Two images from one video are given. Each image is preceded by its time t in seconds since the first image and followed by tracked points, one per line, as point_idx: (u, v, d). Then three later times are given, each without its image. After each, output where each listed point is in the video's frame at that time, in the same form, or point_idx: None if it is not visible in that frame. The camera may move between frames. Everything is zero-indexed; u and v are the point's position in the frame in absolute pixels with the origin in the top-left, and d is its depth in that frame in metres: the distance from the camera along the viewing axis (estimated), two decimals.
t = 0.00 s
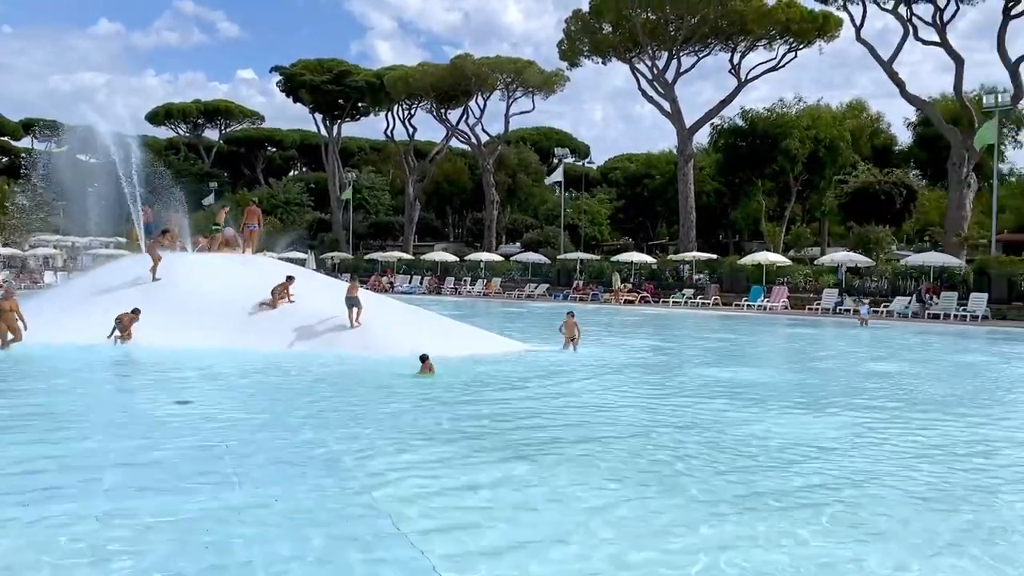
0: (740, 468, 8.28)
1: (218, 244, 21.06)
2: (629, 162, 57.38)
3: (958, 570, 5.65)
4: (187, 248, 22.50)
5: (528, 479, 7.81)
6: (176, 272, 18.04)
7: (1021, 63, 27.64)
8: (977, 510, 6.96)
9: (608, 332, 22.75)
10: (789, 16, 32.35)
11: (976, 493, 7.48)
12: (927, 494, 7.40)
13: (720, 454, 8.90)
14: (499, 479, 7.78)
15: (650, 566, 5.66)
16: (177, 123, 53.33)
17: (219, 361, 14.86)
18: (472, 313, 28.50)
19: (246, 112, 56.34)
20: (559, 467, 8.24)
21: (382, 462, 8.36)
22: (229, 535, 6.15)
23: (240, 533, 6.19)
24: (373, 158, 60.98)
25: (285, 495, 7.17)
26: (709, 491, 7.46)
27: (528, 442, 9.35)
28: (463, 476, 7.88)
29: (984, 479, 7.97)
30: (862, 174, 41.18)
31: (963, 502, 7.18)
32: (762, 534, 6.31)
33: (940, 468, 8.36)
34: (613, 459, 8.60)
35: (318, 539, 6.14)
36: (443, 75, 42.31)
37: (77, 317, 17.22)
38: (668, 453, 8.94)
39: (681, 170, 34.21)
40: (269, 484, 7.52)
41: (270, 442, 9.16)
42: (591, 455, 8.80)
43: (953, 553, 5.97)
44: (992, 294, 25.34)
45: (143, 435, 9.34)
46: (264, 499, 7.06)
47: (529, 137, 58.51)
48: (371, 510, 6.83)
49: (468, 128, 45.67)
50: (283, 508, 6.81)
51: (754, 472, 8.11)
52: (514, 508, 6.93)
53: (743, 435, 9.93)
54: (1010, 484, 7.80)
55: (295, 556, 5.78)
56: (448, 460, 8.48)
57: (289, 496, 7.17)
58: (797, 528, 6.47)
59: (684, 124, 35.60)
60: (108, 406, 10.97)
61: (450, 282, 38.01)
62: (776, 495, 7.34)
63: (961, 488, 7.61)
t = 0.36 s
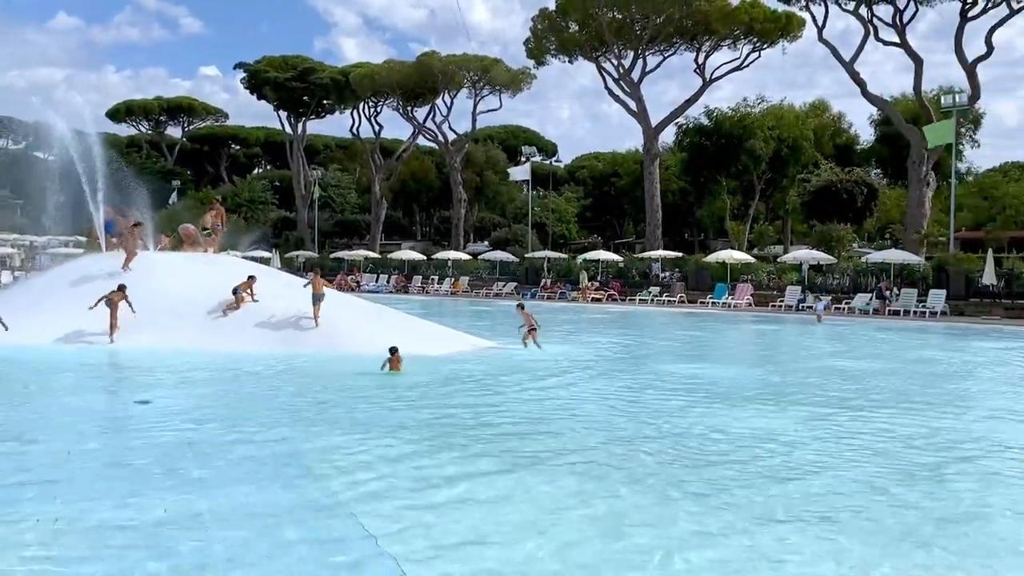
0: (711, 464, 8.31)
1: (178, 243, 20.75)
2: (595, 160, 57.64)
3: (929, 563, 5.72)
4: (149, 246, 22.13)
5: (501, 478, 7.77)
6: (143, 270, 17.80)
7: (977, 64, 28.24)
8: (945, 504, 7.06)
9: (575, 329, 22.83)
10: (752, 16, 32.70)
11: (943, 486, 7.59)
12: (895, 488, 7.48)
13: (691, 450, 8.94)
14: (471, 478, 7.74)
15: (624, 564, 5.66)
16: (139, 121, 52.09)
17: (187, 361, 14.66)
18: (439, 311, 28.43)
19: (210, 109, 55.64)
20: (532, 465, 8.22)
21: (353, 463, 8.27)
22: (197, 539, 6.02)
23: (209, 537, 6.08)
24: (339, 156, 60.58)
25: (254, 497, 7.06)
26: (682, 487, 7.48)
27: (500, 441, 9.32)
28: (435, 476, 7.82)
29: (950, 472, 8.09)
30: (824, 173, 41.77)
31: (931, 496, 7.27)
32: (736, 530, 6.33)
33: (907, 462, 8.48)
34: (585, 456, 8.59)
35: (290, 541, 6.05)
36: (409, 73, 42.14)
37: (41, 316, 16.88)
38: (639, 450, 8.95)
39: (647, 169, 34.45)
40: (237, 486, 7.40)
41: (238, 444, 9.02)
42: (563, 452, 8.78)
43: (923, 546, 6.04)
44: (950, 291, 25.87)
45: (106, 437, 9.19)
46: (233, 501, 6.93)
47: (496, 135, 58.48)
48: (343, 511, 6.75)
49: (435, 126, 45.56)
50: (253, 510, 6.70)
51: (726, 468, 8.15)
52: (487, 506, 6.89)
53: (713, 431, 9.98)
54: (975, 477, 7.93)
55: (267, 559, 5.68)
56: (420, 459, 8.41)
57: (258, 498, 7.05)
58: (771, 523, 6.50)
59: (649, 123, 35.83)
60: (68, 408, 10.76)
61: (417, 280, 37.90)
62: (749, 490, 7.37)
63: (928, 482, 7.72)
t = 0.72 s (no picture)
0: (672, 458, 8.41)
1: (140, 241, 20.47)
2: (561, 158, 57.78)
3: (882, 553, 5.85)
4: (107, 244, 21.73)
5: (465, 474, 7.79)
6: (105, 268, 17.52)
7: (934, 64, 28.74)
8: (899, 496, 7.22)
9: (541, 326, 22.86)
10: (716, 15, 32.96)
11: (898, 479, 7.76)
12: (851, 481, 7.63)
13: (653, 445, 9.03)
14: (435, 475, 7.75)
15: (586, 558, 5.72)
16: (97, 117, 51.15)
17: (147, 361, 14.43)
18: (404, 309, 28.31)
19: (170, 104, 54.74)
20: (496, 461, 8.25)
21: (316, 461, 8.23)
22: (156, 539, 5.96)
23: (168, 537, 6.02)
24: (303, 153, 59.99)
25: (215, 497, 7.00)
26: (644, 482, 7.56)
27: (464, 437, 9.34)
28: (398, 473, 7.82)
29: (904, 465, 8.28)
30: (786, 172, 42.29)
31: (886, 489, 7.43)
32: (695, 523, 6.42)
33: (863, 454, 8.65)
34: (549, 451, 8.64)
35: (252, 540, 6.02)
36: (373, 70, 41.87)
37: None
38: (602, 446, 9.02)
39: (613, 167, 34.58)
40: (198, 485, 7.33)
41: (199, 443, 8.94)
42: (526, 448, 8.82)
43: (877, 537, 6.18)
44: (909, 287, 26.36)
45: (65, 438, 9.03)
46: (193, 501, 6.87)
47: (462, 133, 58.32)
48: (306, 510, 6.72)
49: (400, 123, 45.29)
50: (213, 510, 6.64)
51: (687, 462, 8.25)
52: (451, 502, 6.91)
53: (675, 426, 10.09)
54: (928, 469, 8.12)
55: (228, 559, 5.64)
56: (384, 457, 8.40)
57: (220, 497, 6.99)
58: (730, 516, 6.60)
59: (614, 121, 35.97)
60: (26, 408, 10.55)
61: (381, 278, 37.68)
62: (709, 484, 7.48)
63: (882, 474, 7.88)
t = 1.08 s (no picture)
0: (618, 456, 8.54)
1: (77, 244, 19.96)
2: (508, 158, 57.94)
3: (817, 546, 6.03)
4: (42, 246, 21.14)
5: (411, 475, 7.81)
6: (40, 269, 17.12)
7: (871, 67, 29.56)
8: (834, 489, 7.45)
9: (489, 326, 22.92)
10: (660, 18, 33.48)
11: (834, 473, 8.00)
12: (789, 475, 7.85)
13: (599, 443, 9.15)
14: (381, 477, 7.73)
15: (530, 556, 5.77)
16: (32, 115, 49.75)
17: (77, 365, 14.06)
18: (351, 310, 28.13)
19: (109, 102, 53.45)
20: (442, 462, 8.27)
21: (263, 464, 8.18)
22: (98, 550, 5.82)
23: (113, 546, 5.92)
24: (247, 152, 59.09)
25: (158, 502, 6.90)
26: (590, 479, 7.67)
27: (412, 438, 9.36)
28: (345, 476, 7.79)
29: (839, 458, 8.53)
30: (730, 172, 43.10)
31: (821, 482, 7.67)
32: (639, 520, 6.54)
33: (801, 449, 8.88)
34: (496, 451, 8.69)
35: (198, 547, 5.96)
36: (318, 68, 41.47)
37: None
38: (548, 444, 9.12)
39: (560, 168, 34.82)
40: (140, 491, 7.18)
41: (143, 448, 8.81)
42: (473, 448, 8.88)
43: (813, 529, 6.37)
44: (847, 284, 27.08)
45: None
46: (134, 508, 6.76)
47: (409, 132, 58.05)
48: (249, 514, 6.66)
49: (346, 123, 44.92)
50: (159, 517, 6.53)
51: (632, 459, 8.39)
52: (397, 504, 6.91)
53: (621, 424, 10.25)
54: (861, 463, 8.38)
55: (174, 565, 5.57)
56: (332, 459, 8.38)
57: (163, 503, 6.90)
58: (671, 512, 6.73)
59: (561, 121, 36.21)
60: None
61: (328, 279, 37.34)
62: (653, 481, 7.61)
63: (819, 468, 8.12)
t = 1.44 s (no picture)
0: (539, 458, 8.62)
1: None
2: (423, 161, 57.70)
3: (732, 540, 6.22)
4: None
5: (331, 483, 7.70)
6: None
7: (774, 76, 30.69)
8: (748, 485, 7.68)
9: (405, 331, 22.80)
10: (573, 24, 33.98)
11: (746, 469, 8.25)
12: (704, 473, 8.06)
13: (519, 445, 9.22)
14: (295, 484, 7.65)
15: (447, 557, 5.83)
16: None
17: None
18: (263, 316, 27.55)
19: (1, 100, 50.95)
20: (358, 467, 8.24)
21: (179, 473, 8.01)
22: None
23: (14, 562, 5.70)
24: (152, 154, 57.19)
25: (69, 515, 6.69)
26: (503, 481, 7.75)
27: (331, 444, 9.24)
28: (262, 485, 7.63)
29: (750, 455, 8.81)
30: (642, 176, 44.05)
31: (734, 478, 7.91)
32: (552, 519, 6.68)
33: (708, 446, 9.18)
34: (412, 455, 8.70)
35: (105, 560, 5.79)
36: (227, 68, 40.50)
37: None
38: (469, 447, 9.14)
39: (475, 171, 34.94)
40: (42, 506, 6.93)
41: (43, 459, 8.49)
42: (393, 453, 8.83)
43: (727, 525, 6.56)
44: (753, 286, 28.03)
45: None
46: (35, 522, 6.52)
47: (322, 134, 57.20)
48: (157, 524, 6.51)
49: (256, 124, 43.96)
50: (67, 532, 6.28)
51: (553, 461, 8.48)
52: (312, 511, 6.86)
53: (540, 426, 10.36)
54: (762, 457, 8.70)
55: None
56: (249, 467, 8.20)
57: (71, 518, 6.63)
58: (585, 510, 6.89)
59: (476, 125, 36.33)
60: None
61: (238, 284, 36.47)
62: (566, 480, 7.76)
63: (723, 464, 8.43)
